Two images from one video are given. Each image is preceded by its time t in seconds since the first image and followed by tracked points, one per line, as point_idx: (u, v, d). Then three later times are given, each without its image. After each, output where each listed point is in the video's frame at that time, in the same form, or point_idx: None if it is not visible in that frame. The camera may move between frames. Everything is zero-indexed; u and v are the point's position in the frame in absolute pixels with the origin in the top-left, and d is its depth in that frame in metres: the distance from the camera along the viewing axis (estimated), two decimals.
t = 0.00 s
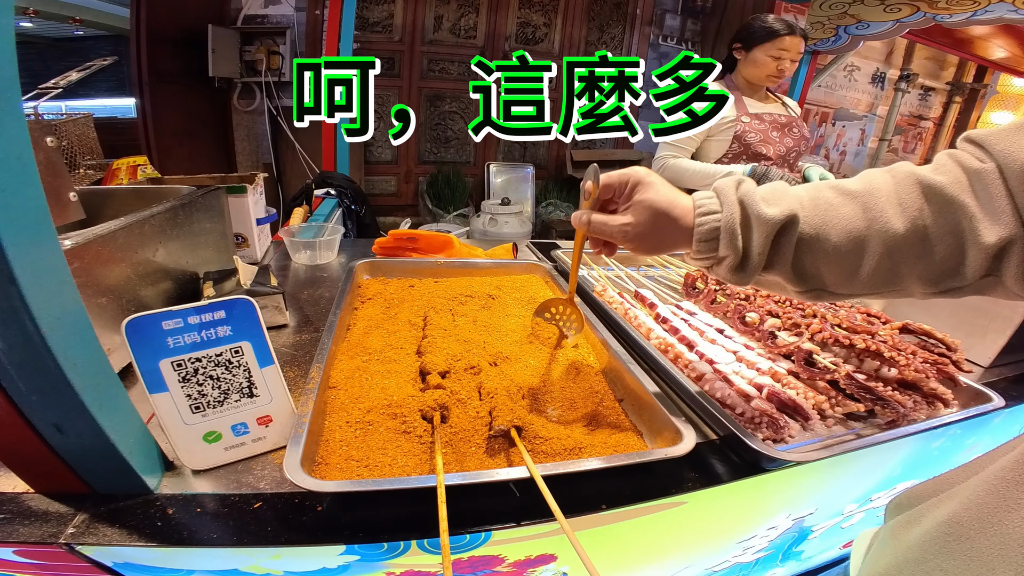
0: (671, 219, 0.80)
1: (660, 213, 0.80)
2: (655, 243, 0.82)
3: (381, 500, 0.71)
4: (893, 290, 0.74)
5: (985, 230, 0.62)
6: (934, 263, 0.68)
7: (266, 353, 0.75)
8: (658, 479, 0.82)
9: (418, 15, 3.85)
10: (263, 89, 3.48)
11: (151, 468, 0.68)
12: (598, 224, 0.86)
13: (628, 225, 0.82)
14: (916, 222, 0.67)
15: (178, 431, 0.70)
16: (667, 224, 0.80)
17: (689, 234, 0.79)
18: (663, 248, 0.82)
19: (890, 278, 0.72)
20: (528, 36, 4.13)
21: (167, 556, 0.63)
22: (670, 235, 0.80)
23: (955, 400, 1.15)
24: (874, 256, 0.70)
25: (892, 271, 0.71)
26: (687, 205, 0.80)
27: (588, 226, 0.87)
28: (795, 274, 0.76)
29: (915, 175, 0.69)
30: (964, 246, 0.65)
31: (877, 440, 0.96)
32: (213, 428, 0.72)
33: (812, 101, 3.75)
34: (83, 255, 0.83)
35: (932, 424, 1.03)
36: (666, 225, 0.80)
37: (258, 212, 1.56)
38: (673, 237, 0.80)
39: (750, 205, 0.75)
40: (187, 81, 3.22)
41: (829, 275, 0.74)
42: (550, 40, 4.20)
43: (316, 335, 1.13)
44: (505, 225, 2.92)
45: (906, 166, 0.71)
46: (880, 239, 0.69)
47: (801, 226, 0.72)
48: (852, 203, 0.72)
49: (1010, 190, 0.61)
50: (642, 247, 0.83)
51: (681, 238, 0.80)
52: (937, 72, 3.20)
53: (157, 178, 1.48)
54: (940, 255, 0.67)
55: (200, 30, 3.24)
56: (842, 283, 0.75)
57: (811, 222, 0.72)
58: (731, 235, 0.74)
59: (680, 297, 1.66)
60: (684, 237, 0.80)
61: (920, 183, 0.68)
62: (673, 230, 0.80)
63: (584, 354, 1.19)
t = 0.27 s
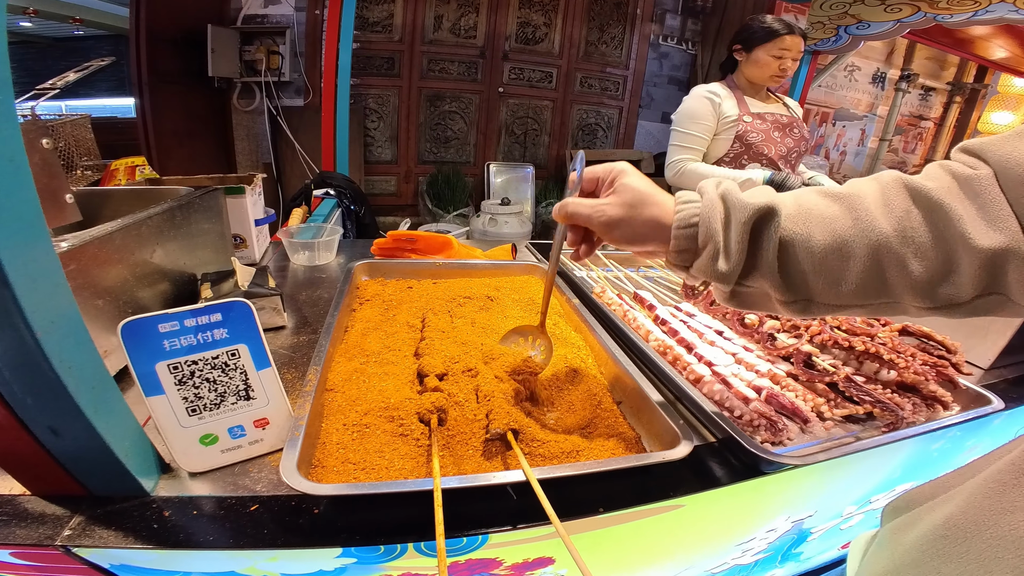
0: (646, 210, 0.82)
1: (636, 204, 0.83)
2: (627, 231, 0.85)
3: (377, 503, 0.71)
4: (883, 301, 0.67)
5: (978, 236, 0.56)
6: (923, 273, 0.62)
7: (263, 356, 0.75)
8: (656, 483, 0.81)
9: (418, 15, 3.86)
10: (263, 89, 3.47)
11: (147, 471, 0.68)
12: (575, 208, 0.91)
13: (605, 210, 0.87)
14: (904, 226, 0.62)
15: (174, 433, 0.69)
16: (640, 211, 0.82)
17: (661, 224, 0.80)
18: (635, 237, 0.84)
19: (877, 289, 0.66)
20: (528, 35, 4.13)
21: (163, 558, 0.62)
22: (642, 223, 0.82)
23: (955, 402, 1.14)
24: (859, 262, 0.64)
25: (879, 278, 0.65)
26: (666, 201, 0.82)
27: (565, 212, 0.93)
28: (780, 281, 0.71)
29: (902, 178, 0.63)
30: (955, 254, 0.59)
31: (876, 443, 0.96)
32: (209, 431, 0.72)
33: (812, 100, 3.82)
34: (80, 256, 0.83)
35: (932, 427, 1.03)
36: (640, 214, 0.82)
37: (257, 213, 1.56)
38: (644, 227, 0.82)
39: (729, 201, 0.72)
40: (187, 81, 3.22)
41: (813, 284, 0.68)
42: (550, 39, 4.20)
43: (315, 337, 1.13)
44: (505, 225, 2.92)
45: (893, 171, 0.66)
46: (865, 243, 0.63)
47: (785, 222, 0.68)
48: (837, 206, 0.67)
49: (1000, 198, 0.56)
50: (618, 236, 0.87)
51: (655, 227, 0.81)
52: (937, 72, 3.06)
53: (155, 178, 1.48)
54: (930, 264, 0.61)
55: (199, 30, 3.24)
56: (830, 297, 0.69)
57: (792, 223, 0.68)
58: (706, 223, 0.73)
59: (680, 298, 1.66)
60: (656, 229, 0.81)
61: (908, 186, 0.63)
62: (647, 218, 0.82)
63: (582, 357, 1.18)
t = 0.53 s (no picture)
0: (609, 173, 0.74)
1: (597, 166, 0.73)
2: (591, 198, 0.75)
3: (373, 506, 0.71)
4: (853, 275, 0.67)
5: (956, 208, 0.58)
6: (897, 246, 0.63)
7: (259, 358, 0.75)
8: (654, 486, 0.82)
9: (418, 15, 3.86)
10: (263, 89, 3.47)
11: (143, 473, 0.68)
12: (528, 173, 0.77)
13: (563, 175, 0.74)
14: (880, 194, 0.62)
15: (170, 435, 0.69)
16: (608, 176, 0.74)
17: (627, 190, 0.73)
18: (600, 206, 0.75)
19: (848, 262, 0.66)
20: (528, 35, 4.13)
21: (159, 560, 0.63)
22: (608, 190, 0.74)
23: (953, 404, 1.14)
24: (835, 230, 0.64)
25: (852, 249, 0.65)
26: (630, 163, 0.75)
27: (515, 177, 0.77)
28: (751, 249, 0.69)
29: (878, 147, 0.64)
30: (929, 225, 0.61)
31: (873, 446, 0.96)
32: (205, 433, 0.72)
33: (812, 101, 3.80)
34: (77, 258, 0.83)
35: (929, 429, 1.03)
36: (604, 177, 0.74)
37: (254, 214, 1.56)
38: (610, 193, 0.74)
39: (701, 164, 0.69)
40: (187, 81, 3.22)
41: (784, 254, 0.68)
42: (550, 40, 4.19)
43: (312, 338, 1.13)
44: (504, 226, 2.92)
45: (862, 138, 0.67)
46: (842, 210, 0.63)
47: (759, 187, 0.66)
48: (812, 172, 0.67)
49: (973, 173, 0.59)
50: (577, 204, 0.76)
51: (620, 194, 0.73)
52: (939, 72, 3.05)
53: (153, 179, 1.49)
54: (905, 236, 0.62)
55: (199, 30, 3.24)
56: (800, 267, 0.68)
57: (768, 187, 0.66)
58: (680, 188, 0.68)
59: (678, 300, 1.66)
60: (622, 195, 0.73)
61: (883, 155, 0.63)
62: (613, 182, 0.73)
63: (579, 359, 1.18)
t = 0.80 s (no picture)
0: (608, 175, 0.80)
1: (596, 168, 0.80)
2: (592, 199, 0.82)
3: (370, 505, 0.71)
4: (830, 260, 0.75)
5: (926, 200, 0.64)
6: (872, 234, 0.71)
7: (257, 358, 0.75)
8: (648, 485, 0.82)
9: (417, 15, 3.86)
10: (263, 89, 3.47)
11: (141, 472, 0.68)
12: (535, 178, 0.82)
13: (565, 180, 0.81)
14: (854, 187, 0.69)
15: (168, 434, 0.70)
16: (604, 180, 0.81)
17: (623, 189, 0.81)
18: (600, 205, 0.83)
19: (831, 250, 0.74)
20: (528, 36, 4.13)
21: (156, 558, 0.63)
22: (607, 191, 0.81)
23: (948, 404, 1.15)
24: (813, 220, 0.72)
25: (831, 237, 0.73)
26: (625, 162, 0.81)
27: (524, 180, 0.82)
28: (737, 237, 0.77)
29: (857, 142, 0.71)
30: (903, 215, 0.67)
31: (867, 445, 0.96)
32: (203, 432, 0.72)
33: (812, 101, 3.74)
34: (76, 259, 0.83)
35: (924, 429, 1.04)
36: (603, 180, 0.81)
37: (254, 214, 1.57)
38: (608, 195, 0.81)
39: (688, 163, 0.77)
40: (186, 81, 3.22)
41: (768, 241, 0.76)
42: (550, 40, 4.20)
43: (311, 338, 1.14)
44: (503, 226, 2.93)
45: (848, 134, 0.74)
46: (820, 201, 0.70)
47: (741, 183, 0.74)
48: (793, 166, 0.74)
49: (946, 163, 0.64)
50: (579, 203, 0.83)
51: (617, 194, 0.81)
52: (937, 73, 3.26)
53: (152, 179, 1.49)
54: (878, 223, 0.70)
55: (199, 30, 3.24)
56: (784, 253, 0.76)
57: (752, 181, 0.74)
58: (667, 189, 0.76)
59: (675, 300, 1.67)
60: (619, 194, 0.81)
61: (862, 149, 0.70)
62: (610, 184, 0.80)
63: (576, 358, 1.19)
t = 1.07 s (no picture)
0: (604, 210, 0.95)
1: (594, 206, 0.96)
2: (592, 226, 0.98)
3: (370, 504, 0.71)
4: (806, 270, 0.76)
5: (886, 219, 0.63)
6: (835, 247, 0.70)
7: (258, 358, 0.76)
8: (648, 485, 0.83)
9: (417, 15, 3.87)
10: (263, 89, 3.47)
11: (143, 471, 0.69)
12: (549, 213, 1.05)
13: (570, 215, 1.01)
14: (818, 209, 0.70)
15: (170, 434, 0.70)
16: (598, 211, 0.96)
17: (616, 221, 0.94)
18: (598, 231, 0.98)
19: (804, 260, 0.74)
20: (528, 36, 4.13)
21: (157, 558, 0.63)
22: (602, 222, 0.96)
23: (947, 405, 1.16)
24: (781, 238, 0.73)
25: (799, 252, 0.74)
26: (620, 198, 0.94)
27: (542, 216, 1.07)
28: (720, 255, 0.80)
29: (823, 165, 0.70)
30: (865, 232, 0.67)
31: (866, 446, 0.97)
32: (204, 432, 0.73)
33: (812, 102, 3.80)
34: (77, 259, 0.84)
35: (923, 430, 1.05)
36: (600, 213, 0.95)
37: (254, 215, 1.57)
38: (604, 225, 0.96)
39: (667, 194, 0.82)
40: (186, 81, 3.22)
41: (746, 259, 0.78)
42: (550, 41, 4.20)
43: (312, 338, 1.14)
44: (503, 227, 2.94)
45: (822, 154, 0.72)
46: (784, 223, 0.72)
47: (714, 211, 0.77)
48: (763, 189, 0.75)
49: (904, 183, 0.62)
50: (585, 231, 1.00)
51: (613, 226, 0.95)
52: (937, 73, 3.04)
53: (153, 180, 1.50)
54: (839, 239, 0.69)
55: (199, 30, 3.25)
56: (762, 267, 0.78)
57: (724, 208, 0.76)
58: (649, 219, 0.83)
59: (675, 301, 1.67)
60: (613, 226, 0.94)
61: (828, 172, 0.70)
62: (604, 215, 0.95)
63: (577, 359, 1.20)
